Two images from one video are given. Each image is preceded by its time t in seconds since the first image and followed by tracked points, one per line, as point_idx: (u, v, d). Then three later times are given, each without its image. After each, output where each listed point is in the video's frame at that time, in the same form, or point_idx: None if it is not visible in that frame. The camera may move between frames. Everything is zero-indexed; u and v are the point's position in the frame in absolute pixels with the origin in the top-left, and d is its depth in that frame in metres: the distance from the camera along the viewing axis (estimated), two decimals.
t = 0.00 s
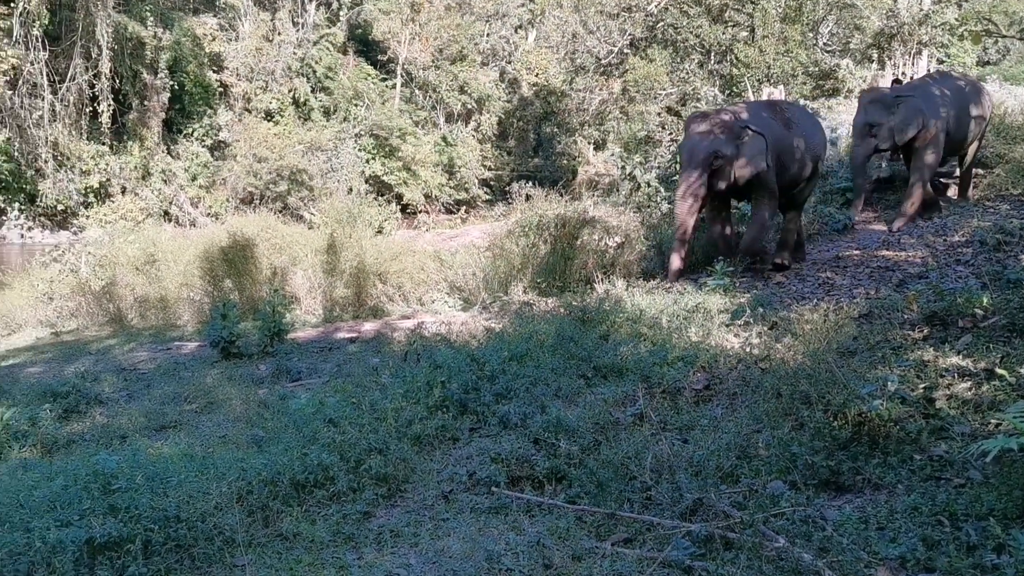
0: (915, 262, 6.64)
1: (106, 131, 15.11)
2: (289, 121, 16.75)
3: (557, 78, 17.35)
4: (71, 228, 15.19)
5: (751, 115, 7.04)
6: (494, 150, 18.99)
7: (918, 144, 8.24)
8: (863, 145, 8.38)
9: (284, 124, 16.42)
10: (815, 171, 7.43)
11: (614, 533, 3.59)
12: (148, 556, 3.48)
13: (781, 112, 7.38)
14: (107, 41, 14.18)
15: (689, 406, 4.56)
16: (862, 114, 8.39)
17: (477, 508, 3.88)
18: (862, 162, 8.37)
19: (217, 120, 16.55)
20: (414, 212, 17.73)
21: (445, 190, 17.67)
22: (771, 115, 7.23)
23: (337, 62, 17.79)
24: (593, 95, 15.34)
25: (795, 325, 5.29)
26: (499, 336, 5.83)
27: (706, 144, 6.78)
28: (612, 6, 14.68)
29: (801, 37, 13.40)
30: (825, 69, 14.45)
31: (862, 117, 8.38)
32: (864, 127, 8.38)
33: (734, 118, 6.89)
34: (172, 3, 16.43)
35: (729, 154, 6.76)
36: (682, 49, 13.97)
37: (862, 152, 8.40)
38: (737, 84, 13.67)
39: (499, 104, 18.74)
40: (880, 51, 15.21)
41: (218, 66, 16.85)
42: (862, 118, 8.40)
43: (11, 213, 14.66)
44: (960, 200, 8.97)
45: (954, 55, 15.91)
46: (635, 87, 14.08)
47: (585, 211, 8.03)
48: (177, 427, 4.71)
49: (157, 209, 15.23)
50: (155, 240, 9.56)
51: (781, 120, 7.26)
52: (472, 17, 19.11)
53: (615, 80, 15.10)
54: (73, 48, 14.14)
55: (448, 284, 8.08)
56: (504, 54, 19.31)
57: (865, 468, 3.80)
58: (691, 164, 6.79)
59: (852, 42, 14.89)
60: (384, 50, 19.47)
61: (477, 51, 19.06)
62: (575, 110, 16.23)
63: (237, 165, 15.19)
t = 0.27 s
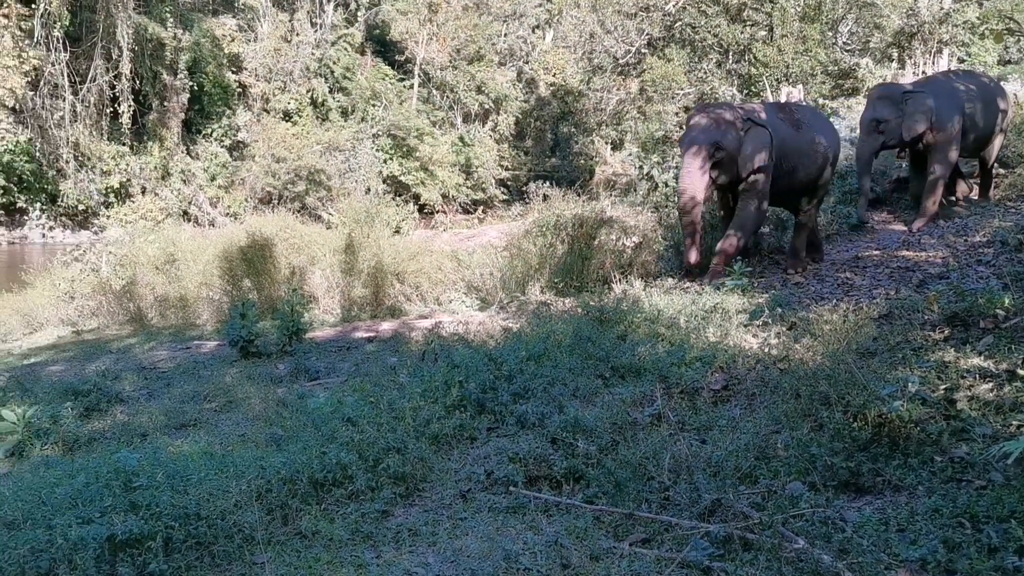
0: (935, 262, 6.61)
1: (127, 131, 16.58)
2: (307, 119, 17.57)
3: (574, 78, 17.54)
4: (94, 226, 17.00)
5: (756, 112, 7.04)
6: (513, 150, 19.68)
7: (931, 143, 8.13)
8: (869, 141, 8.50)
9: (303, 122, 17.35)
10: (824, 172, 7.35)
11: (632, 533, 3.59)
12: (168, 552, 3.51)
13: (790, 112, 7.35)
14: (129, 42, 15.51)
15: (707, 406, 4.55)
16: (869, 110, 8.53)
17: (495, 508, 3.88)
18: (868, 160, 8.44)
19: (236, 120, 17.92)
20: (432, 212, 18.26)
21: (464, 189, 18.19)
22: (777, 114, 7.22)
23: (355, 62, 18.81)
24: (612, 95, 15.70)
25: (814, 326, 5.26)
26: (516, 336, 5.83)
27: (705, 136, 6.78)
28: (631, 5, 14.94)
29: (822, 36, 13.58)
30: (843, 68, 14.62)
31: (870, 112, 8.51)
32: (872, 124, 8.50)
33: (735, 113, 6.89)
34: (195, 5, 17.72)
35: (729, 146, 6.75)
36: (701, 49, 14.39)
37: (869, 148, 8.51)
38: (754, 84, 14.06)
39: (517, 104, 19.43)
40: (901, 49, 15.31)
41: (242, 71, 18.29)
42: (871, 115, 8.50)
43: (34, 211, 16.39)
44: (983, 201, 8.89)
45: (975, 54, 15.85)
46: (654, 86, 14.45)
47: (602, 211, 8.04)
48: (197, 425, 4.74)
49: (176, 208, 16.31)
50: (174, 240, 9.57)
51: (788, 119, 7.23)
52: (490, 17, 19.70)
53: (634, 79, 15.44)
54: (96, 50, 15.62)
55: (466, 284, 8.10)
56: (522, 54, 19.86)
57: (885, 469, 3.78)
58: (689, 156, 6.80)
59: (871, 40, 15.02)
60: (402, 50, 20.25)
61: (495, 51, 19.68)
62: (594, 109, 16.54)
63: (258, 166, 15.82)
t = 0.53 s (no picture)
0: (960, 261, 6.56)
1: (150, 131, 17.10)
2: (329, 119, 18.21)
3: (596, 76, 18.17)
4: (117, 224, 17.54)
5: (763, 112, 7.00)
6: (533, 150, 20.38)
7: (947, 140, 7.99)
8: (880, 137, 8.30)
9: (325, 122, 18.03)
10: (835, 171, 7.28)
11: (653, 533, 3.57)
12: (192, 549, 3.53)
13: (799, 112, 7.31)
14: (152, 41, 15.83)
15: (729, 406, 4.53)
16: (881, 106, 8.30)
17: (516, 507, 3.87)
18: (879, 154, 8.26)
19: (257, 120, 18.33)
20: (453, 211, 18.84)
21: (484, 189, 18.74)
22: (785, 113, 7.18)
23: (376, 62, 19.27)
24: (633, 94, 16.52)
25: (837, 326, 5.23)
26: (537, 335, 5.84)
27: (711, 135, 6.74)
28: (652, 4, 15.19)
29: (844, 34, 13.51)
30: (866, 66, 14.76)
31: (882, 108, 8.28)
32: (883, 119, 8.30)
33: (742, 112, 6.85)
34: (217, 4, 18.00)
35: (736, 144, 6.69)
36: (722, 47, 14.36)
37: (880, 144, 8.31)
38: (777, 82, 13.82)
39: (538, 103, 19.97)
40: (925, 49, 15.02)
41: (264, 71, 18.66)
42: (883, 111, 8.30)
43: (59, 210, 16.91)
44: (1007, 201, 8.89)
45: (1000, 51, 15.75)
46: (675, 85, 14.52)
47: (623, 211, 8.05)
48: (219, 423, 4.77)
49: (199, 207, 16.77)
50: (196, 241, 9.77)
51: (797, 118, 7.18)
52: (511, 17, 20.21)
53: (655, 78, 16.22)
54: (119, 49, 16.07)
55: (486, 283, 8.13)
56: (543, 53, 20.48)
57: (909, 471, 3.74)
58: (694, 156, 6.76)
59: (895, 39, 15.12)
60: (422, 50, 20.66)
61: (516, 50, 20.29)
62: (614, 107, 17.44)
63: (278, 165, 16.44)
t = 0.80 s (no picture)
0: (980, 262, 6.52)
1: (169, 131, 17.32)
2: (345, 118, 18.55)
3: (610, 75, 18.06)
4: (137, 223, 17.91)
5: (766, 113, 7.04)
6: (549, 148, 20.63)
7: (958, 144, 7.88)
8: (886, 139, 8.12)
9: (342, 121, 18.31)
10: (844, 168, 7.25)
11: (671, 532, 3.56)
12: (211, 545, 3.55)
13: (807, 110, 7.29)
14: (171, 41, 16.06)
15: (746, 406, 4.51)
16: (888, 108, 8.12)
17: (534, 505, 3.87)
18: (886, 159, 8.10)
19: (274, 119, 18.42)
20: (468, 209, 19.30)
21: (500, 188, 19.23)
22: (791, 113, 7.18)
23: (392, 62, 19.63)
24: (650, 93, 16.58)
25: (855, 326, 5.21)
26: (553, 334, 5.84)
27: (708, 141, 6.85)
28: (668, 2, 15.00)
29: (862, 32, 13.48)
30: (885, 65, 14.39)
31: (889, 111, 8.11)
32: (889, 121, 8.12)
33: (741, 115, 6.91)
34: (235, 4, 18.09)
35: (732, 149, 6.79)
36: (739, 46, 14.36)
37: (887, 147, 8.13)
38: (794, 80, 14.14)
39: (554, 102, 20.05)
40: (944, 47, 14.99)
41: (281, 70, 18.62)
42: (889, 113, 8.12)
43: (79, 208, 17.49)
44: None
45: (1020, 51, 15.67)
46: (691, 84, 14.40)
47: (640, 211, 8.07)
48: (237, 420, 4.80)
49: (216, 206, 17.33)
50: (213, 237, 9.68)
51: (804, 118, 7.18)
52: (527, 16, 20.04)
53: (672, 77, 16.28)
54: (138, 49, 16.27)
55: (502, 282, 8.13)
56: (558, 52, 20.49)
57: (929, 472, 3.70)
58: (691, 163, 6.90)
59: (914, 36, 14.97)
60: (439, 48, 20.95)
61: (532, 49, 20.33)
62: (631, 107, 17.63)
63: (295, 163, 16.75)
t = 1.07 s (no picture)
0: (1007, 260, 6.47)
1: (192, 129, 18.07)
2: (366, 117, 18.39)
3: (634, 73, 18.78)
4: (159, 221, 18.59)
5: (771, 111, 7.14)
6: (569, 146, 20.71)
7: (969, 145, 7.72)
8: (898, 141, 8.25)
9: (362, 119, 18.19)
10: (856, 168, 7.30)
11: (694, 532, 3.54)
12: (236, 541, 3.57)
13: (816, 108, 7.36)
14: (194, 40, 16.72)
15: (770, 405, 4.49)
16: (902, 110, 8.26)
17: (556, 504, 3.87)
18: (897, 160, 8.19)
19: (297, 117, 18.80)
20: (489, 207, 19.29)
21: (520, 186, 19.23)
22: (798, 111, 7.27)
23: (413, 60, 19.58)
24: (671, 90, 16.81)
25: (881, 325, 5.17)
26: (576, 332, 5.84)
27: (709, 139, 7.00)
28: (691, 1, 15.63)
29: (887, 29, 13.36)
30: (909, 62, 14.39)
31: (902, 112, 8.24)
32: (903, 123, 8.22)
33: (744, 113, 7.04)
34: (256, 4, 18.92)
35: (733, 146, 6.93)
36: (762, 43, 14.39)
37: (900, 149, 8.25)
38: (818, 77, 13.99)
39: (575, 99, 20.27)
40: (969, 43, 14.79)
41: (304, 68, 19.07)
42: (902, 115, 8.25)
43: (103, 207, 18.15)
44: None
45: None
46: (714, 82, 14.28)
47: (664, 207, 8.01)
48: (261, 417, 4.83)
49: (239, 204, 17.50)
50: (237, 236, 9.74)
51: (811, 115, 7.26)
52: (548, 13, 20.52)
53: (693, 74, 16.16)
54: (161, 48, 16.98)
55: (524, 280, 8.17)
56: (579, 50, 21.00)
57: (956, 473, 3.66)
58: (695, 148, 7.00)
59: (938, 33, 14.98)
60: (459, 47, 21.13)
61: (553, 47, 20.81)
62: (653, 104, 18.08)
63: (318, 163, 16.68)
